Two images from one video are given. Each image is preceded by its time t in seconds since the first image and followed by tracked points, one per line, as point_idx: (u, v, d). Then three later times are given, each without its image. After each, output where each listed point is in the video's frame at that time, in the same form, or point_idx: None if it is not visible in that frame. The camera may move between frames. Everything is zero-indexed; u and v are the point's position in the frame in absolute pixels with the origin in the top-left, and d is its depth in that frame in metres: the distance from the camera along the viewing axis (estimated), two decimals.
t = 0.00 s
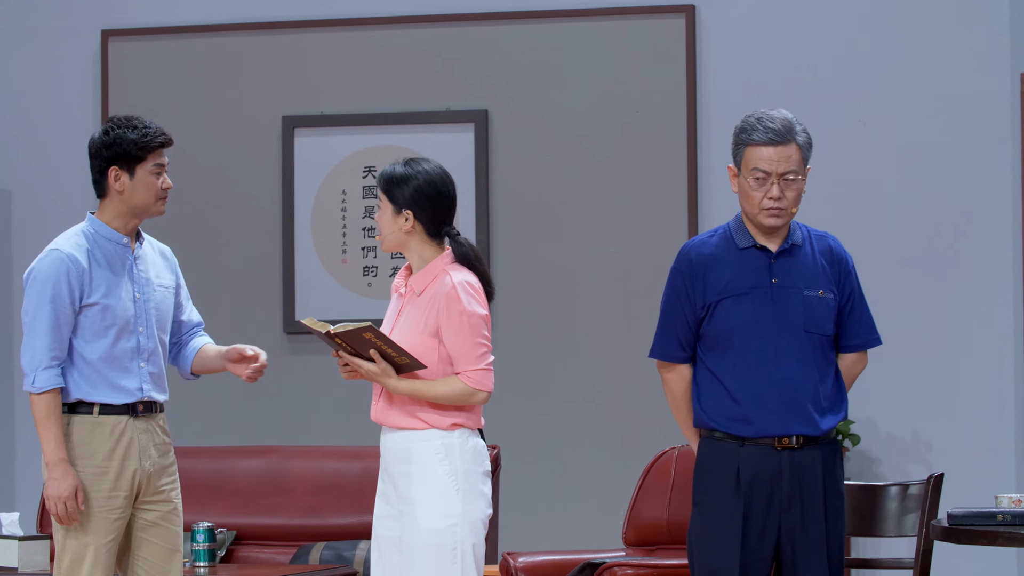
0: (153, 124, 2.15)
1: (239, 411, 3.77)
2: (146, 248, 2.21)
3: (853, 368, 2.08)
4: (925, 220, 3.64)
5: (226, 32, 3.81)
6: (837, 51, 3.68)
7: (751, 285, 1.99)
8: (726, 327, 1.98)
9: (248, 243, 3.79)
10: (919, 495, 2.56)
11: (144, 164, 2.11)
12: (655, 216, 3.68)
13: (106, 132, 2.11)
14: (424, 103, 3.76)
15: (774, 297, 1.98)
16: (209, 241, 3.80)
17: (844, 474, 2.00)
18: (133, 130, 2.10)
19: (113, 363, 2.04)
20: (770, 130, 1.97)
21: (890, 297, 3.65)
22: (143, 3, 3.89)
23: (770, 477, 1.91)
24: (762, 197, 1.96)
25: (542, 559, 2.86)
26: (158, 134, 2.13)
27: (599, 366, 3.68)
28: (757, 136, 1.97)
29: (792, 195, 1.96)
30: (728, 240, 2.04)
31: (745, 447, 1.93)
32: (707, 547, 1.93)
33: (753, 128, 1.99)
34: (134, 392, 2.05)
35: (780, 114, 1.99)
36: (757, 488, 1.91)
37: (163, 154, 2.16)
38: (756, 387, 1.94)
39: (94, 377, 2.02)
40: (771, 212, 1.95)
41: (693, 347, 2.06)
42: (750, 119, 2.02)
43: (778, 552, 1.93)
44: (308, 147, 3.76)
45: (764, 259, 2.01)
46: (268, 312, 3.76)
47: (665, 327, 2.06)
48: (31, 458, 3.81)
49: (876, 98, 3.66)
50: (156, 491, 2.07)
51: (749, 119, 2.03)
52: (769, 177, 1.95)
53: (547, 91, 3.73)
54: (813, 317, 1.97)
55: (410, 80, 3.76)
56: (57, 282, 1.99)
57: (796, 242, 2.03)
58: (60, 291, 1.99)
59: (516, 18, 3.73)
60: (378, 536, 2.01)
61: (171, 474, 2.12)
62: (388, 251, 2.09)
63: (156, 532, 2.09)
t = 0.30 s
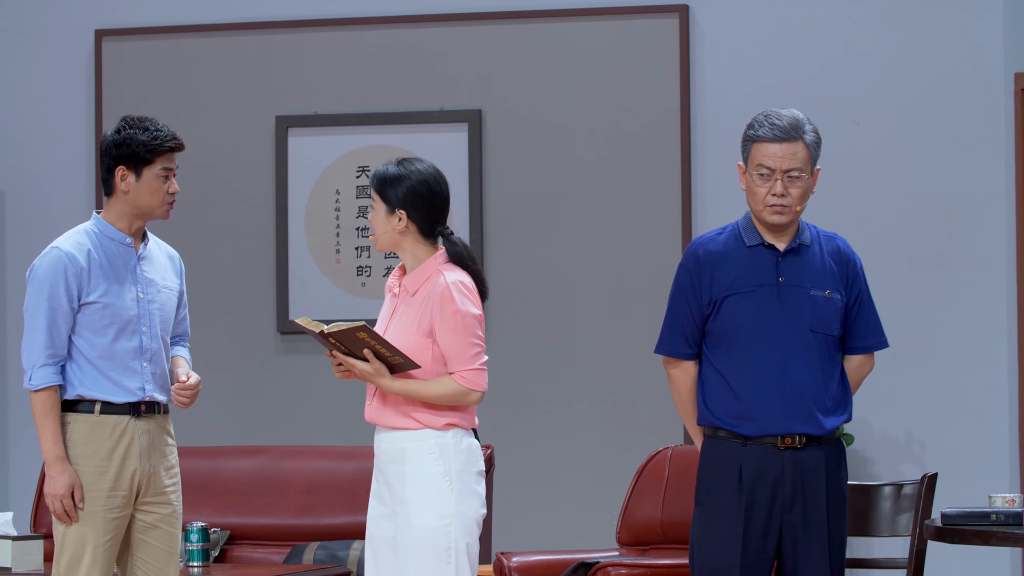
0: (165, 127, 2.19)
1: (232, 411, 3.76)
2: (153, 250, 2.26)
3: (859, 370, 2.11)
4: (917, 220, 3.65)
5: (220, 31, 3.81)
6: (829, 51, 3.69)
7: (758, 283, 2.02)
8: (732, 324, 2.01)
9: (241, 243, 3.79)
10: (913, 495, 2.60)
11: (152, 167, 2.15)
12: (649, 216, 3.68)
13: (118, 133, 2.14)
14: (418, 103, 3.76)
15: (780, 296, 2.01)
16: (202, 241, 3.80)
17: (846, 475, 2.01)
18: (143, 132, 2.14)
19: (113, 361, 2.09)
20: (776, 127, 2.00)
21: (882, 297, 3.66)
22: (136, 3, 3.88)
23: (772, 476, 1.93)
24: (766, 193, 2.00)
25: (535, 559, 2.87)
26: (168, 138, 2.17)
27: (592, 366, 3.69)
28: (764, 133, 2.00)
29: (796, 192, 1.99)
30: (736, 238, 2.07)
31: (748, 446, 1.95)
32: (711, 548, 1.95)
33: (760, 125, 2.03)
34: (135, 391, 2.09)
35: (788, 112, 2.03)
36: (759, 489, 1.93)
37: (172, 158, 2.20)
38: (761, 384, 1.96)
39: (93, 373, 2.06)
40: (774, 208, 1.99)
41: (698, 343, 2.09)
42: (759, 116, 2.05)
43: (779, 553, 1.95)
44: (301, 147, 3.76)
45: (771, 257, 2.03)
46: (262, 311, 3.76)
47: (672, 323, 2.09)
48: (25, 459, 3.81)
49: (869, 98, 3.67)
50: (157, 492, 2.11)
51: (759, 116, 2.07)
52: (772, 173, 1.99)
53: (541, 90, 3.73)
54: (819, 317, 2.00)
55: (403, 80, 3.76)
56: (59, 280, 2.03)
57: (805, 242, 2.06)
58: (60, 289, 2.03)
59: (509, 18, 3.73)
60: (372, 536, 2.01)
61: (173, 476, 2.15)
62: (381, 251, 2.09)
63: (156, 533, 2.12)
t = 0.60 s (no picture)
0: (165, 127, 2.20)
1: (228, 411, 3.76)
2: (153, 249, 2.26)
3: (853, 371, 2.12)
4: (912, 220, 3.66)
5: (216, 31, 3.81)
6: (825, 51, 3.70)
7: (757, 282, 2.02)
8: (731, 323, 2.02)
9: (238, 242, 3.79)
10: (908, 494, 2.60)
11: (151, 165, 2.16)
12: (645, 216, 3.69)
13: (117, 131, 2.16)
14: (414, 103, 3.77)
15: (780, 295, 2.01)
16: (199, 241, 3.81)
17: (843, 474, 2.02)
18: (143, 130, 2.15)
19: (115, 360, 2.09)
20: (775, 126, 2.01)
21: (878, 296, 3.67)
22: (133, 3, 3.88)
23: (771, 475, 1.94)
24: (766, 192, 2.00)
25: (531, 557, 2.87)
26: (167, 136, 2.18)
27: (588, 365, 3.70)
28: (763, 132, 2.01)
29: (796, 191, 2.00)
30: (734, 237, 2.08)
31: (746, 445, 1.96)
32: (709, 546, 1.97)
33: (759, 124, 2.04)
34: (138, 389, 2.09)
35: (787, 112, 2.04)
36: (757, 488, 1.94)
37: (172, 157, 2.20)
38: (760, 383, 1.97)
39: (95, 372, 2.07)
40: (773, 207, 2.00)
41: (697, 342, 2.09)
42: (758, 116, 2.07)
43: (777, 552, 1.96)
44: (297, 147, 3.77)
45: (769, 256, 2.04)
46: (258, 311, 3.76)
47: (671, 322, 2.09)
48: (23, 457, 3.82)
49: (864, 98, 3.68)
50: (159, 491, 2.11)
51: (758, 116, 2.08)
52: (772, 172, 2.00)
53: (537, 90, 3.74)
54: (819, 316, 2.00)
55: (400, 80, 3.77)
56: (61, 279, 2.04)
57: (803, 241, 2.06)
58: (63, 288, 2.04)
59: (505, 18, 3.74)
60: (367, 535, 2.01)
61: (174, 475, 2.16)
62: (378, 250, 2.10)
63: (156, 533, 2.13)
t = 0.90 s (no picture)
0: (162, 126, 2.22)
1: (228, 411, 3.78)
2: (154, 249, 2.28)
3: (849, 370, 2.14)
4: (908, 221, 3.68)
5: (216, 32, 3.83)
6: (821, 52, 3.72)
7: (754, 282, 2.04)
8: (728, 322, 2.03)
9: (237, 242, 3.81)
10: (904, 492, 2.61)
11: (148, 164, 2.17)
12: (642, 217, 3.71)
13: (116, 132, 2.17)
14: (413, 103, 3.78)
15: (776, 294, 2.03)
16: (199, 241, 3.82)
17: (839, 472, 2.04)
18: (141, 130, 2.17)
19: (117, 359, 2.11)
20: (772, 126, 2.03)
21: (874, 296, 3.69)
22: (134, 4, 3.90)
23: (768, 473, 1.95)
24: (763, 191, 2.02)
25: (529, 556, 2.89)
26: (165, 136, 2.19)
27: (586, 365, 3.71)
28: (760, 132, 2.03)
29: (793, 191, 2.02)
30: (731, 238, 2.10)
31: (743, 444, 1.98)
32: (707, 546, 1.98)
33: (756, 125, 2.06)
34: (139, 388, 2.11)
35: (783, 112, 2.06)
36: (754, 486, 1.96)
37: (169, 156, 2.22)
38: (757, 382, 1.98)
39: (97, 372, 2.08)
40: (771, 207, 2.01)
41: (694, 342, 2.10)
42: (755, 117, 2.09)
43: (774, 549, 1.97)
44: (296, 147, 3.78)
45: (766, 256, 2.05)
46: (257, 310, 3.78)
47: (668, 322, 2.10)
48: (24, 456, 3.84)
49: (860, 99, 3.70)
50: (160, 490, 2.13)
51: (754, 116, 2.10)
52: (769, 172, 2.01)
53: (535, 91, 3.76)
54: (815, 316, 2.02)
55: (398, 81, 3.79)
56: (62, 279, 2.06)
57: (799, 241, 2.08)
58: (64, 288, 2.06)
59: (503, 19, 3.75)
60: (365, 534, 2.03)
61: (175, 474, 2.18)
62: (377, 250, 2.12)
63: (157, 531, 2.14)
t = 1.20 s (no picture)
0: (151, 125, 2.23)
1: (229, 410, 3.80)
2: (156, 248, 2.30)
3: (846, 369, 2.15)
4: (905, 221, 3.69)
5: (216, 34, 3.85)
6: (819, 53, 3.74)
7: (753, 282, 2.06)
8: (728, 322, 2.05)
9: (238, 242, 3.83)
10: (902, 491, 2.63)
11: (130, 162, 2.19)
12: (641, 217, 3.73)
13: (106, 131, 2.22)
14: (413, 104, 3.80)
15: (775, 294, 2.05)
16: (200, 241, 3.84)
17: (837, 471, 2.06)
18: (123, 128, 2.20)
19: (118, 358, 2.13)
20: (772, 128, 2.05)
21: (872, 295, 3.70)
22: (135, 6, 3.92)
23: (768, 471, 1.97)
24: (764, 193, 2.04)
25: (528, 554, 2.91)
26: (148, 133, 2.20)
27: (585, 363, 3.73)
28: (761, 134, 2.05)
29: (793, 192, 2.04)
30: (730, 238, 2.11)
31: (742, 443, 1.99)
32: (707, 545, 2.00)
33: (755, 126, 2.07)
34: (141, 387, 2.13)
35: (782, 114, 2.08)
36: (753, 484, 1.98)
37: (156, 154, 2.22)
38: (757, 381, 2.00)
39: (98, 370, 2.10)
40: (772, 208, 2.03)
41: (693, 342, 2.12)
42: (753, 118, 2.10)
43: (773, 548, 1.99)
44: (297, 148, 3.80)
45: (765, 257, 2.07)
46: (258, 310, 3.80)
47: (668, 322, 2.12)
48: (26, 455, 3.86)
49: (858, 99, 3.71)
50: (162, 489, 2.15)
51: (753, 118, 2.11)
52: (770, 174, 2.03)
53: (534, 91, 3.78)
54: (813, 315, 2.04)
55: (398, 82, 3.81)
56: (62, 278, 2.08)
57: (798, 241, 2.09)
58: (64, 287, 2.08)
59: (502, 20, 3.77)
60: (364, 532, 2.05)
61: (178, 474, 2.19)
62: (377, 250, 2.14)
63: (159, 530, 2.16)
